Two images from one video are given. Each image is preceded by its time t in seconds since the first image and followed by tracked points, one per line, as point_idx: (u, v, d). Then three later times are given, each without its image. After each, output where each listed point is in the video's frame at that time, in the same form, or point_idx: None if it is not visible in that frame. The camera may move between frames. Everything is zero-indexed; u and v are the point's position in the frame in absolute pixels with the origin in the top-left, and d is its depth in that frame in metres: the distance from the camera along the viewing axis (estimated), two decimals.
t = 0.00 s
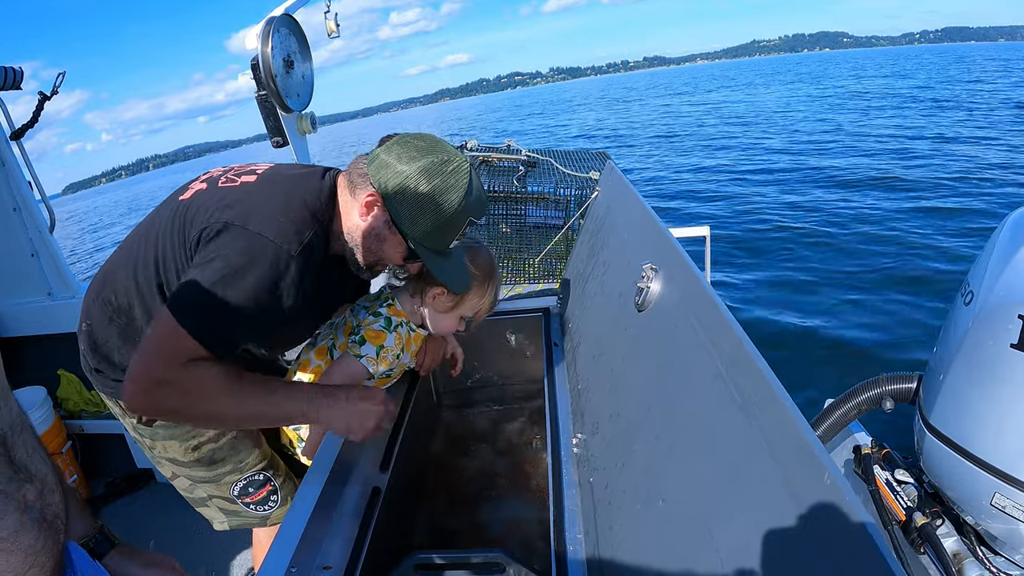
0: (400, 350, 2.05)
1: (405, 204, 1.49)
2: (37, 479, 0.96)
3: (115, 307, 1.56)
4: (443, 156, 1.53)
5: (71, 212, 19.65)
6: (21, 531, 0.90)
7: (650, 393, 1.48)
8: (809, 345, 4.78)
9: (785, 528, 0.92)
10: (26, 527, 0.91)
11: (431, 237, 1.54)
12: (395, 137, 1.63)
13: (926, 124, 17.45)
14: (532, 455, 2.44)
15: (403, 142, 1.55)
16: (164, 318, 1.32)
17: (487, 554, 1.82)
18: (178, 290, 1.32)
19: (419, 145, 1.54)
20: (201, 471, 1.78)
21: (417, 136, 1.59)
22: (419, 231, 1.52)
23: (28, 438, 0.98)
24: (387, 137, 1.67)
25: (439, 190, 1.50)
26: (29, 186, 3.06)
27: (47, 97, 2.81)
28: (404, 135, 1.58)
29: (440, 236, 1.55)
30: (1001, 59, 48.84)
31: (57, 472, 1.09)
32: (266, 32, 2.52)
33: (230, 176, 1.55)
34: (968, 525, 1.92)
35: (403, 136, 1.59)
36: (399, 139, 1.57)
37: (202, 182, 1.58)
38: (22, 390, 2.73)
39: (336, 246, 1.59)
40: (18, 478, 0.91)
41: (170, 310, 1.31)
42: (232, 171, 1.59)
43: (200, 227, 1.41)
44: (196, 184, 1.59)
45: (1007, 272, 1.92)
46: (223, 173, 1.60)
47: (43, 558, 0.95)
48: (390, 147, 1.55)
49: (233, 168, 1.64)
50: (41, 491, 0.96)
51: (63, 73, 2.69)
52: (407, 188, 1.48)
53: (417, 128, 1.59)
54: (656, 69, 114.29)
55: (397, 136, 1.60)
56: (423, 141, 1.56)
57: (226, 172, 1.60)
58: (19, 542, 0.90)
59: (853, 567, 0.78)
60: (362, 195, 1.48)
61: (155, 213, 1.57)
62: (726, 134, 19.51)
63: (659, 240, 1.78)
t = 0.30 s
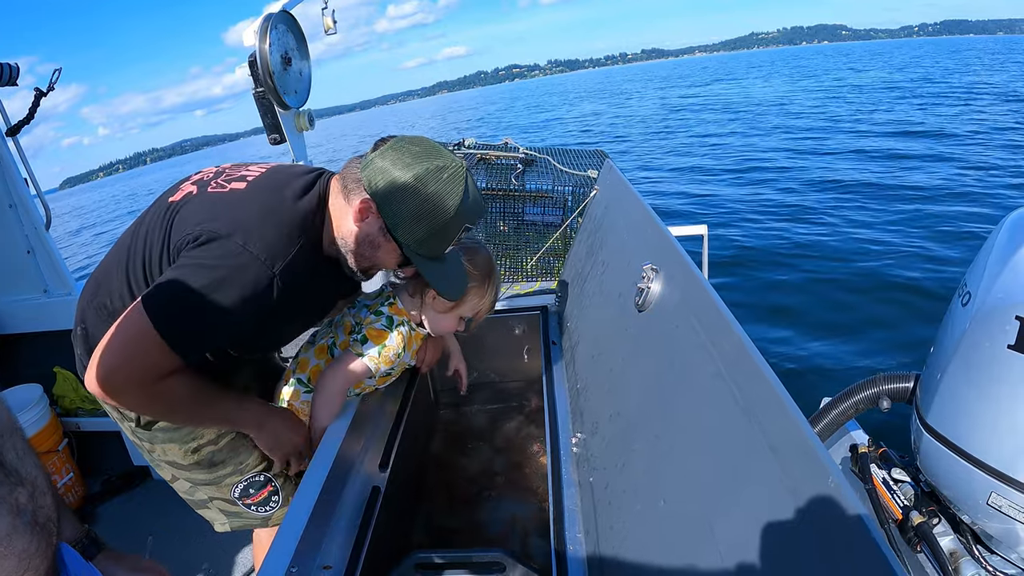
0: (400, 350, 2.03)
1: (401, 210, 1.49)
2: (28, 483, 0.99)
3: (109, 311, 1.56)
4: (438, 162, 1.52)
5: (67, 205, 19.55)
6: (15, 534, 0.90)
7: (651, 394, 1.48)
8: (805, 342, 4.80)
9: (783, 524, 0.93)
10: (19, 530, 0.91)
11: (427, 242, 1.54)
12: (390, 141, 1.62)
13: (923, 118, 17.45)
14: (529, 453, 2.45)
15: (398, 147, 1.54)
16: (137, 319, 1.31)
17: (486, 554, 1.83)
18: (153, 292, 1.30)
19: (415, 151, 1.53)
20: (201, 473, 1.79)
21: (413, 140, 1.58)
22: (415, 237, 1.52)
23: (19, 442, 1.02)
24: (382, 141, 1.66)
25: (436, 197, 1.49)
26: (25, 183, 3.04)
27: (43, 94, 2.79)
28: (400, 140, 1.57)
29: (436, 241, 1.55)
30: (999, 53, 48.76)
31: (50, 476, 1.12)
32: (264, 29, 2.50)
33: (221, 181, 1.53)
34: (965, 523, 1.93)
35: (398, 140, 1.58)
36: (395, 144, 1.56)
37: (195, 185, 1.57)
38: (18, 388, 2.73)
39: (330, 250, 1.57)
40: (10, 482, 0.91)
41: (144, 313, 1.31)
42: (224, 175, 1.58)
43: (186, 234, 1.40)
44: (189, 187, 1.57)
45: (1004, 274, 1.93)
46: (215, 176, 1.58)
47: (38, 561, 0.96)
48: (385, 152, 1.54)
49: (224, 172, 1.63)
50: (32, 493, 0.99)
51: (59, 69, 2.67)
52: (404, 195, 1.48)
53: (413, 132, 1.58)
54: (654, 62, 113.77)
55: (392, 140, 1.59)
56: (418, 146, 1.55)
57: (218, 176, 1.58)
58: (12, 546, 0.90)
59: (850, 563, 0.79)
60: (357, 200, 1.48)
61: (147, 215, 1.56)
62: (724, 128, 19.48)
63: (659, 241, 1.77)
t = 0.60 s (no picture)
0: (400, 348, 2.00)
1: (390, 194, 1.45)
2: (8, 487, 1.02)
3: (100, 313, 1.53)
4: (421, 141, 1.48)
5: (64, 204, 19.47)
6: None
7: (653, 392, 1.46)
8: (804, 338, 4.78)
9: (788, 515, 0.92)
10: None
11: (418, 226, 1.51)
12: (369, 124, 1.57)
13: (921, 112, 17.41)
14: (529, 452, 2.43)
15: (378, 129, 1.50)
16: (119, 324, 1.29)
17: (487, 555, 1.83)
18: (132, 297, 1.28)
19: (396, 132, 1.49)
20: (201, 478, 1.77)
21: (392, 121, 1.54)
22: (406, 222, 1.49)
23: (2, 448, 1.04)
24: (361, 124, 1.62)
25: (423, 177, 1.46)
26: (20, 185, 3.00)
27: (36, 94, 2.76)
28: (379, 122, 1.53)
29: (427, 224, 1.52)
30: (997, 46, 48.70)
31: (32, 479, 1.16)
32: (258, 26, 2.47)
33: (202, 176, 1.51)
34: (970, 519, 1.90)
35: (378, 123, 1.53)
36: (375, 126, 1.52)
37: (178, 180, 1.54)
38: (14, 392, 2.70)
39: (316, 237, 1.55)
40: None
41: (124, 318, 1.29)
42: (207, 169, 1.55)
43: (168, 231, 1.37)
44: (172, 182, 1.54)
45: (1007, 266, 1.91)
46: (199, 170, 1.56)
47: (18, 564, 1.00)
48: (365, 136, 1.49)
49: (206, 165, 1.60)
50: (12, 497, 1.02)
51: (52, 69, 2.63)
52: (391, 178, 1.44)
53: (392, 112, 1.54)
54: (652, 56, 113.50)
55: (371, 123, 1.55)
56: (399, 126, 1.51)
57: (201, 170, 1.55)
58: None
59: (859, 553, 0.79)
60: (344, 188, 1.45)
61: (130, 212, 1.53)
62: (723, 122, 19.42)
63: (659, 234, 1.75)
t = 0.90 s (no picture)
0: (404, 347, 2.00)
1: (398, 199, 1.44)
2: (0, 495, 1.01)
3: (101, 315, 1.51)
4: (427, 143, 1.46)
5: (60, 202, 19.36)
6: None
7: (653, 389, 1.45)
8: (803, 335, 4.77)
9: (786, 505, 0.93)
10: None
11: (427, 230, 1.50)
12: (375, 126, 1.56)
13: (919, 105, 17.40)
14: (529, 450, 2.42)
15: (383, 132, 1.48)
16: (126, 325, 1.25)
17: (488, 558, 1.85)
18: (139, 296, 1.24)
19: (402, 135, 1.48)
20: (201, 481, 1.75)
21: (397, 123, 1.52)
22: (415, 226, 1.48)
23: None
24: (366, 127, 1.60)
25: (430, 180, 1.45)
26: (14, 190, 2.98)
27: (29, 99, 2.73)
28: (384, 125, 1.51)
29: (436, 227, 1.51)
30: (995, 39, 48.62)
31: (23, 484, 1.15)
32: (250, 27, 2.44)
33: (208, 176, 1.49)
34: (977, 512, 1.92)
35: (382, 125, 1.52)
36: (380, 129, 1.50)
37: (183, 180, 1.53)
38: (12, 400, 2.69)
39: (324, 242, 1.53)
40: None
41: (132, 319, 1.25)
42: (213, 169, 1.53)
43: (175, 232, 1.35)
44: (177, 183, 1.52)
45: (1012, 257, 1.90)
46: (204, 170, 1.54)
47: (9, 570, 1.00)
48: (370, 139, 1.48)
49: (212, 165, 1.59)
50: (4, 504, 1.01)
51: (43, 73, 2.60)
52: (398, 183, 1.43)
53: (396, 114, 1.52)
54: (651, 50, 113.13)
55: (376, 125, 1.53)
56: (405, 128, 1.50)
57: (207, 170, 1.54)
58: None
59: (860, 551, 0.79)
60: (353, 195, 1.45)
61: (134, 213, 1.52)
62: (721, 116, 19.36)
63: (658, 229, 1.73)
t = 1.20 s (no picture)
0: (401, 347, 1.99)
1: (405, 205, 1.43)
2: None
3: (100, 309, 1.47)
4: (438, 151, 1.44)
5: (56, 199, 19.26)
6: None
7: (653, 387, 1.44)
8: (803, 330, 4.77)
9: (788, 500, 0.92)
10: None
11: (435, 237, 1.48)
12: (385, 132, 1.54)
13: (917, 99, 17.38)
14: (529, 447, 2.41)
15: (394, 138, 1.47)
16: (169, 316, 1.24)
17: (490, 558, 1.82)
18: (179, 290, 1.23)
19: (412, 141, 1.46)
20: (196, 480, 1.74)
21: (408, 129, 1.50)
22: (423, 233, 1.46)
23: None
24: (376, 132, 1.59)
25: (440, 188, 1.43)
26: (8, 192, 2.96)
27: (21, 100, 2.70)
28: (394, 131, 1.50)
29: (443, 234, 1.49)
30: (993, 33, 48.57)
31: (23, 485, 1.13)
32: (244, 24, 2.41)
33: (221, 174, 1.48)
34: (982, 506, 1.90)
35: (393, 131, 1.50)
36: (390, 135, 1.49)
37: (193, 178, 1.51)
38: (10, 403, 2.67)
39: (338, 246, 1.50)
40: None
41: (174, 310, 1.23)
42: (224, 167, 1.52)
43: (195, 230, 1.33)
44: (185, 181, 1.51)
45: (1016, 249, 1.88)
46: (215, 168, 1.53)
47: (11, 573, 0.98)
48: (381, 145, 1.46)
49: (223, 162, 1.58)
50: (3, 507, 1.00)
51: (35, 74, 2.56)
52: (406, 189, 1.41)
53: (408, 121, 1.50)
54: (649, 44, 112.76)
55: (387, 131, 1.52)
56: (416, 135, 1.48)
57: (218, 168, 1.53)
58: None
59: (863, 550, 0.78)
60: (361, 199, 1.44)
61: (141, 210, 1.50)
62: (719, 111, 19.30)
63: (659, 224, 1.72)
